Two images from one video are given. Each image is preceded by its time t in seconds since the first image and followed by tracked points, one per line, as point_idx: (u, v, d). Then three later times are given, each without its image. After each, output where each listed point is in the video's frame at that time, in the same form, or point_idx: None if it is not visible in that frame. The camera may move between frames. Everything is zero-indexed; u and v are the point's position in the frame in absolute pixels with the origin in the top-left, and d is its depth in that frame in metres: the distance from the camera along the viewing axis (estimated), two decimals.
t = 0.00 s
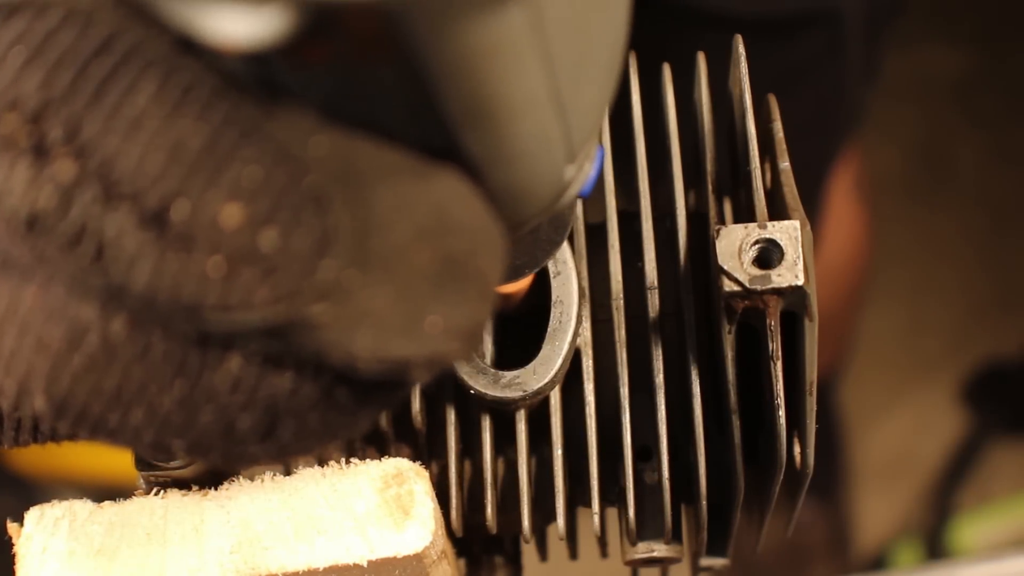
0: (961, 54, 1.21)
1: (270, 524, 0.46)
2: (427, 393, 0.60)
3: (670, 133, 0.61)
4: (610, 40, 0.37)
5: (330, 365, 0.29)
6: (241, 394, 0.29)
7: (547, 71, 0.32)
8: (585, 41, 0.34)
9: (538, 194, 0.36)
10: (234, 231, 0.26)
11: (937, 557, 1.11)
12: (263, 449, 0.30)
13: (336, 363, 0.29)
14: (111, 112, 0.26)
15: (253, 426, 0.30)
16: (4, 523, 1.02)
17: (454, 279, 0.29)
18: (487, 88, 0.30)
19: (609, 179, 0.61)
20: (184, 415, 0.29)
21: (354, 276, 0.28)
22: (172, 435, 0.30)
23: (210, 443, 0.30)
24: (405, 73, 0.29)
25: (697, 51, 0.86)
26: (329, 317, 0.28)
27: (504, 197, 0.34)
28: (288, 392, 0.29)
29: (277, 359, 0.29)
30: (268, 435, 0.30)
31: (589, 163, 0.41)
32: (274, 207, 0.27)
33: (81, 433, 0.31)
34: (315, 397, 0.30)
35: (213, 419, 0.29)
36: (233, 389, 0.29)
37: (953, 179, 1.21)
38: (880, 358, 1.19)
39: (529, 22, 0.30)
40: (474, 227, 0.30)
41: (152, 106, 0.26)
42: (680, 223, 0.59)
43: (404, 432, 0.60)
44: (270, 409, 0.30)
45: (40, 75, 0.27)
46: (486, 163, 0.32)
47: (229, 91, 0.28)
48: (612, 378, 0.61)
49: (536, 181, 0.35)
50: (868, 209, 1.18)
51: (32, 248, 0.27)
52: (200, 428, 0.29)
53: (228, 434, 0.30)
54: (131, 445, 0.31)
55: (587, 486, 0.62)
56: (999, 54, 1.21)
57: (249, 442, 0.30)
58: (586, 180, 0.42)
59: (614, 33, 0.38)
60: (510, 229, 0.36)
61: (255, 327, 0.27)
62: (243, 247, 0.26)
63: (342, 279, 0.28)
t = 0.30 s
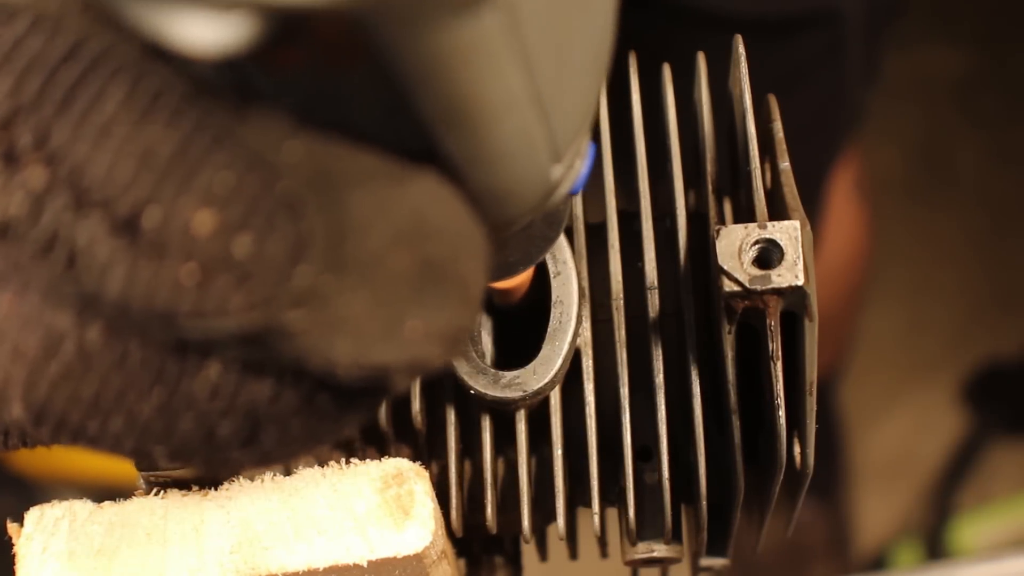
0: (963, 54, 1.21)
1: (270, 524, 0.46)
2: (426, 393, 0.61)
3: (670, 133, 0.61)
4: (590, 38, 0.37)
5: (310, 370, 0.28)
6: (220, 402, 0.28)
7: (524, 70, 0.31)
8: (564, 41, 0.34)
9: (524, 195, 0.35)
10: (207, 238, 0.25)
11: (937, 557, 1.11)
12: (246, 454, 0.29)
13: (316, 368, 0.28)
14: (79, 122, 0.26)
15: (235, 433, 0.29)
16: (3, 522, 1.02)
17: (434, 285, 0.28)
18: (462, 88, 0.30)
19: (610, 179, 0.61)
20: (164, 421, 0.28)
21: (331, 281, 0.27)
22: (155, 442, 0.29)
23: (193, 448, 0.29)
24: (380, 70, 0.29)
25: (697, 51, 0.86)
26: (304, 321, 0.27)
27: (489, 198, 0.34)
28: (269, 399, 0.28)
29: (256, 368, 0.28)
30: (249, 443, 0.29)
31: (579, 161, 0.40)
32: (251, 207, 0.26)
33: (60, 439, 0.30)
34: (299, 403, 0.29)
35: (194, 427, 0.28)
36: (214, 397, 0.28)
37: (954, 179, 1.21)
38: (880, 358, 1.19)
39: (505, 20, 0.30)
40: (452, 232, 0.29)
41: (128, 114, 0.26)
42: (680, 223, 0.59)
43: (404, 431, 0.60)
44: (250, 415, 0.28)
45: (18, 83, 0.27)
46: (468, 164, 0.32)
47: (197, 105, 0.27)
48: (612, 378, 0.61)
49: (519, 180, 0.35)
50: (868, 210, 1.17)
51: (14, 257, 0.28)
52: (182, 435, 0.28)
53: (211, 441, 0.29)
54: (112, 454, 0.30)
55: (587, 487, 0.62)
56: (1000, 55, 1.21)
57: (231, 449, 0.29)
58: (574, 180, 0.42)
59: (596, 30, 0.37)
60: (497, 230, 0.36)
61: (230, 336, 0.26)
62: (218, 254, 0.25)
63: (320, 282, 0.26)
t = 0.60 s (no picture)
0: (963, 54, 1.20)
1: (270, 524, 0.46)
2: (426, 393, 0.61)
3: (670, 132, 0.61)
4: (568, 48, 0.36)
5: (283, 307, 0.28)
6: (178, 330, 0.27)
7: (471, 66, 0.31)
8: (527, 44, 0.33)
9: (478, 195, 0.35)
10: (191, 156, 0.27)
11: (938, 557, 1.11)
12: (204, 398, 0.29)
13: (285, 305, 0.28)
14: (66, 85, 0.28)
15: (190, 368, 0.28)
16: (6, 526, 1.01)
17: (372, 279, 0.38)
18: (399, 73, 0.30)
19: (610, 179, 0.61)
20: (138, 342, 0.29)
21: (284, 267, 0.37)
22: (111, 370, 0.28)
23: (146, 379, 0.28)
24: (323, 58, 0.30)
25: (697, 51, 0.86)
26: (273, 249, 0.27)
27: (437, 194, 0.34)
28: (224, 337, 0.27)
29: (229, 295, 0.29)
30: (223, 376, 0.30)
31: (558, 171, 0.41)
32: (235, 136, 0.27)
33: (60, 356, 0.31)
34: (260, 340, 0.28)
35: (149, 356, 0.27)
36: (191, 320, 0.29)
37: (954, 176, 1.18)
38: (880, 360, 1.14)
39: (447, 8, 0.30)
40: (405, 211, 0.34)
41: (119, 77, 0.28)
42: (680, 223, 0.59)
43: (404, 431, 0.61)
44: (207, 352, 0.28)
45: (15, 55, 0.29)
46: (411, 159, 0.33)
47: (228, 108, 0.34)
48: (612, 378, 0.61)
49: (469, 186, 0.34)
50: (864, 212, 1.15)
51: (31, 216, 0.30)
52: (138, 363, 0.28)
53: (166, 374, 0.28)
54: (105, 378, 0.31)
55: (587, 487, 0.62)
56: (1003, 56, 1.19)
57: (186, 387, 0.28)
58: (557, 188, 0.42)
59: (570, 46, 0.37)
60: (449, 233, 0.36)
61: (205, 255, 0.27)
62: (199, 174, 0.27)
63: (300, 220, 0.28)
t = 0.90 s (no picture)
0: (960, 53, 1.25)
1: (270, 524, 0.46)
2: (426, 392, 0.61)
3: (670, 131, 0.61)
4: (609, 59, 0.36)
5: (216, 241, 0.26)
6: (143, 256, 0.28)
7: (496, 45, 0.31)
8: (568, 33, 0.33)
9: (493, 163, 0.34)
10: (130, 38, 0.24)
11: (937, 557, 1.11)
12: (167, 327, 0.29)
13: (219, 235, 0.26)
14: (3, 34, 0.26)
15: (154, 296, 0.28)
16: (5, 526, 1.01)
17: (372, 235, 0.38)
18: (428, 51, 0.31)
19: (610, 178, 0.61)
20: (84, 261, 0.28)
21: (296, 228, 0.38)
22: (74, 285, 0.29)
23: (111, 298, 0.29)
24: (350, 22, 0.30)
25: (697, 49, 0.86)
26: (208, 162, 0.25)
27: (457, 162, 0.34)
28: (185, 269, 0.28)
29: (164, 224, 0.27)
30: (169, 312, 0.29)
31: (580, 174, 0.41)
32: (177, 23, 0.25)
33: (30, 283, 0.31)
34: (222, 277, 0.28)
35: (113, 275, 0.28)
36: (133, 248, 0.28)
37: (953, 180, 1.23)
38: (875, 349, 1.21)
39: (490, 16, 0.31)
40: (383, 154, 0.28)
41: (40, 29, 0.25)
42: (680, 222, 0.59)
43: (404, 432, 0.61)
44: (169, 283, 0.28)
45: None
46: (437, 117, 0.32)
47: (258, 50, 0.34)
48: (612, 378, 0.61)
49: (494, 171, 0.35)
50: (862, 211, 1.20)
51: None
52: (101, 279, 0.28)
53: (128, 295, 0.28)
54: (73, 312, 0.31)
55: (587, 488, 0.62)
56: (1000, 56, 1.24)
57: (150, 315, 0.29)
58: (576, 190, 0.42)
59: (621, 42, 0.36)
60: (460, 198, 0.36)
61: (134, 159, 0.25)
62: (135, 66, 0.24)
63: (233, 127, 0.25)
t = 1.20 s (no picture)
0: (960, 53, 1.25)
1: (270, 524, 0.46)
2: (427, 392, 0.61)
3: (670, 132, 0.61)
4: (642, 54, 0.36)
5: (262, 225, 0.26)
6: (186, 241, 0.27)
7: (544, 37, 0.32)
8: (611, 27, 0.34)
9: (531, 156, 0.34)
10: (185, 22, 0.24)
11: (937, 557, 1.11)
12: (205, 314, 0.28)
13: (265, 220, 0.26)
14: (45, 21, 0.25)
15: (194, 282, 0.28)
16: (4, 526, 1.00)
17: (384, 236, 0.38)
18: (478, 41, 0.31)
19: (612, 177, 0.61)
20: (125, 246, 0.27)
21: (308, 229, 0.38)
22: (113, 271, 0.28)
23: (149, 286, 0.28)
24: (401, 8, 0.30)
25: (698, 49, 0.86)
26: (260, 145, 0.25)
27: (498, 155, 0.34)
28: (230, 254, 0.27)
29: (209, 208, 0.27)
30: (208, 298, 0.28)
31: (602, 170, 0.41)
32: (232, 7, 0.25)
33: (64, 269, 0.30)
34: (264, 265, 0.27)
35: (154, 259, 0.27)
36: (176, 233, 0.27)
37: (954, 179, 1.23)
38: (875, 350, 1.21)
39: (541, 8, 0.31)
40: (431, 143, 0.29)
41: (91, 12, 0.24)
42: (680, 222, 0.59)
43: (405, 431, 0.61)
44: (210, 269, 0.27)
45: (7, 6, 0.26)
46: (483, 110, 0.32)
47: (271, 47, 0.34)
48: (613, 378, 0.61)
49: (528, 166, 0.35)
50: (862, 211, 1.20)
51: (23, 152, 0.28)
52: (141, 265, 0.28)
53: (169, 281, 0.28)
54: (106, 300, 0.30)
55: (588, 488, 0.62)
56: (1000, 55, 1.24)
57: (189, 302, 0.28)
58: (598, 186, 0.43)
59: (658, 34, 0.37)
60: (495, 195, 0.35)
61: (184, 143, 0.25)
62: (189, 49, 0.24)
63: (285, 112, 0.25)
